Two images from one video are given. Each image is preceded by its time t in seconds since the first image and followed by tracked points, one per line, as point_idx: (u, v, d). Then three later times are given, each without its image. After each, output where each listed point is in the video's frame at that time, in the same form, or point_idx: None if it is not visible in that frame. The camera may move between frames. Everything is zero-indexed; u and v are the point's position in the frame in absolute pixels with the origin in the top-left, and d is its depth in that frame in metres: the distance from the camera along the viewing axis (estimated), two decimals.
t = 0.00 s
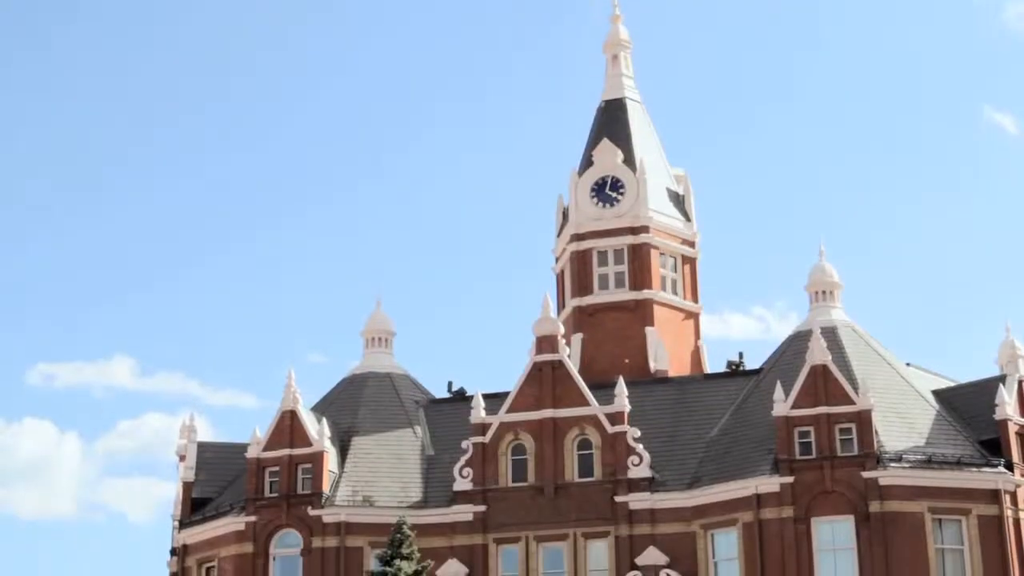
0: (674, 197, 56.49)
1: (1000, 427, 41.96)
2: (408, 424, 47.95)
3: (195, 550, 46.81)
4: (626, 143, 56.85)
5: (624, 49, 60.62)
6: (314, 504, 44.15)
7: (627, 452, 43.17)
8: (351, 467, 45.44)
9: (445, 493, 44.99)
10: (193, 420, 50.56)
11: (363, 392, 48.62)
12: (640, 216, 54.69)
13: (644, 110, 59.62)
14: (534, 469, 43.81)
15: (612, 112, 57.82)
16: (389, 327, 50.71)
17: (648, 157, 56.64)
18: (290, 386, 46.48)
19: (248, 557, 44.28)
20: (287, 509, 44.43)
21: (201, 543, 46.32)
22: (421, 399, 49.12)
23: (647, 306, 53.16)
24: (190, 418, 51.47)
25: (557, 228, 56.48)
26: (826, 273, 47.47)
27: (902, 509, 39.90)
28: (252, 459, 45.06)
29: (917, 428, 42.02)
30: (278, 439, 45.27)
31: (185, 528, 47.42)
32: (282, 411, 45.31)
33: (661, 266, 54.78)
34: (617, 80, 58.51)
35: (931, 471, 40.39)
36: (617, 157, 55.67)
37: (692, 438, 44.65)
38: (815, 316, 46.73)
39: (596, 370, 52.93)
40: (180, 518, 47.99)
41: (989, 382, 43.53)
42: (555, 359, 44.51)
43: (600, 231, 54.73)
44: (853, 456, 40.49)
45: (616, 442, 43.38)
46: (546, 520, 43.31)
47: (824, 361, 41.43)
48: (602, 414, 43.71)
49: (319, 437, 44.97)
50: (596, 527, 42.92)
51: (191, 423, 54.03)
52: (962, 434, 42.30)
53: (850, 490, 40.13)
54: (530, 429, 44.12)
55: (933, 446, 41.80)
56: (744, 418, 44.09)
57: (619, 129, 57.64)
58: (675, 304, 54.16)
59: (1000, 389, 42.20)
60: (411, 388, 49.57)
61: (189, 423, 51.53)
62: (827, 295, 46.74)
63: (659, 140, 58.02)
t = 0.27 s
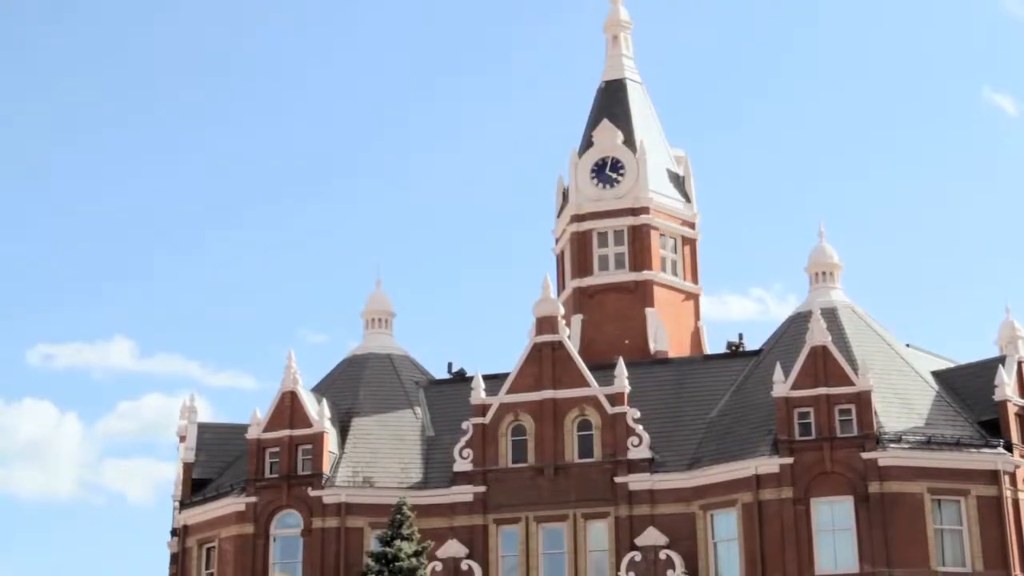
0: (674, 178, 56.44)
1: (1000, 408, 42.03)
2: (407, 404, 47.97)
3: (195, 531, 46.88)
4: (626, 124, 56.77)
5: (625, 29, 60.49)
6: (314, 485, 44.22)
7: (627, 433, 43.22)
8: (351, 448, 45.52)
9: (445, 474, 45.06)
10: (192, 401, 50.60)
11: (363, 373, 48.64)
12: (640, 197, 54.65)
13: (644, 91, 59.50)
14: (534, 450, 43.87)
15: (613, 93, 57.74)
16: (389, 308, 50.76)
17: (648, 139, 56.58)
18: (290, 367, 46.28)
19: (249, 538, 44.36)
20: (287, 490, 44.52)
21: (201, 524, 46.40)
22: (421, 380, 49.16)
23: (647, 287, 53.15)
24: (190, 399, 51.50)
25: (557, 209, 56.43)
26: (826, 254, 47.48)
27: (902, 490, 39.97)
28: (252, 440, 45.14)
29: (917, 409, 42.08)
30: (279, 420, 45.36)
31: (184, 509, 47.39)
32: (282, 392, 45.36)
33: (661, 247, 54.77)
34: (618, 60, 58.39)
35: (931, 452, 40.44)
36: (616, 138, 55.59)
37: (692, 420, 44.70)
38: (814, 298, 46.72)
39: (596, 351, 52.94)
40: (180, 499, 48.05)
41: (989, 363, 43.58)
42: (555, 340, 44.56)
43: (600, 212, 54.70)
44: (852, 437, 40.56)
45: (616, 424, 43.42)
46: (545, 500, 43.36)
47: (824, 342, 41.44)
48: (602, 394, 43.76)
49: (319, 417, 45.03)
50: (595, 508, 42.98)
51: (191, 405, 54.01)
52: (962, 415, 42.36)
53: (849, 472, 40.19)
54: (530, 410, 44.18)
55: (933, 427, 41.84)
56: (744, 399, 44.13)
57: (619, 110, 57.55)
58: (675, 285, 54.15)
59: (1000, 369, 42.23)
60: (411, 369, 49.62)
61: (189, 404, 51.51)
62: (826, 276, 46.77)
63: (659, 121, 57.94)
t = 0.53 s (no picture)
0: (674, 159, 56.40)
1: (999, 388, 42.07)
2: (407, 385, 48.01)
3: (195, 511, 46.96)
4: (626, 104, 56.69)
5: (625, 9, 60.34)
6: (315, 465, 44.29)
7: (627, 413, 43.26)
8: (351, 428, 45.58)
9: (445, 455, 45.14)
10: (193, 382, 50.66)
11: (363, 354, 48.68)
12: (640, 178, 54.59)
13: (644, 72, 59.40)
14: (534, 430, 43.92)
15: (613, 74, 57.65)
16: (389, 288, 50.76)
17: (648, 119, 56.50)
18: (290, 349, 46.20)
19: (249, 519, 44.44)
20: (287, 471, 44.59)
21: (202, 504, 46.48)
22: (421, 360, 49.21)
23: (647, 268, 53.13)
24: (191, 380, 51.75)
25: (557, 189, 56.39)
26: (826, 235, 47.45)
27: (901, 470, 40.04)
28: (252, 421, 45.19)
29: (917, 390, 42.12)
30: (279, 401, 45.40)
31: (185, 489, 47.48)
32: (283, 373, 45.38)
33: (661, 227, 54.76)
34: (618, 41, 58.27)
35: (931, 432, 40.48)
36: (616, 118, 55.51)
37: (692, 400, 44.75)
38: (814, 279, 46.73)
39: (596, 332, 52.96)
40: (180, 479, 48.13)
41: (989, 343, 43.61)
42: (555, 321, 44.56)
43: (600, 193, 54.66)
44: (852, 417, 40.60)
45: (615, 404, 43.46)
46: (545, 481, 43.42)
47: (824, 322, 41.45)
48: (602, 375, 43.79)
49: (319, 397, 45.07)
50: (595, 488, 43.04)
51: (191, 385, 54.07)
52: (962, 395, 42.40)
53: (848, 452, 40.24)
54: (530, 391, 44.22)
55: (933, 407, 41.88)
56: (744, 379, 44.17)
57: (619, 90, 57.46)
58: (675, 266, 54.15)
59: (1000, 350, 42.25)
60: (411, 349, 49.65)
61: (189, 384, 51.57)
62: (826, 257, 46.74)
63: (660, 101, 57.85)
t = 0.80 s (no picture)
0: (675, 138, 56.34)
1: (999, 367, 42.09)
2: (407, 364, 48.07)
3: (196, 490, 47.06)
4: (627, 83, 56.59)
5: None
6: (315, 444, 44.36)
7: (627, 393, 43.30)
8: (351, 407, 45.64)
9: (446, 434, 45.21)
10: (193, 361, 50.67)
11: (363, 333, 48.73)
12: (640, 157, 54.53)
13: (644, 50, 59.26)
14: (534, 409, 43.97)
15: (613, 52, 57.50)
16: (389, 268, 50.80)
17: (648, 98, 56.41)
18: (290, 328, 46.10)
19: (250, 497, 44.53)
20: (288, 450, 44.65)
21: (202, 484, 46.58)
22: (421, 339, 49.27)
23: (647, 247, 53.11)
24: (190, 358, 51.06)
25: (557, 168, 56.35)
26: (825, 214, 47.40)
27: (901, 449, 40.07)
28: (252, 400, 45.24)
29: (916, 369, 42.17)
30: (279, 380, 45.45)
31: (185, 468, 47.57)
32: (283, 352, 45.44)
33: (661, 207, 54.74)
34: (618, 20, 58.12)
35: (930, 411, 40.51)
36: (616, 97, 55.41)
37: (691, 379, 44.80)
38: (814, 258, 46.72)
39: (596, 311, 52.96)
40: (180, 458, 48.21)
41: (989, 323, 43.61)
42: (555, 301, 44.59)
43: (600, 172, 54.61)
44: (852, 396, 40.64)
45: (616, 384, 43.48)
46: (546, 460, 43.49)
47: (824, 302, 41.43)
48: (602, 353, 43.82)
49: (319, 376, 45.12)
50: (595, 467, 43.12)
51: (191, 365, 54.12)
52: (962, 374, 42.43)
53: (847, 431, 40.28)
54: (530, 370, 44.26)
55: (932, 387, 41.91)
56: (743, 358, 44.21)
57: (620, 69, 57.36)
58: (675, 246, 54.14)
59: (1000, 329, 42.26)
60: (411, 328, 49.70)
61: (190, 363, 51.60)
62: (827, 237, 46.92)
63: (660, 80, 57.76)
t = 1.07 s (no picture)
0: (675, 117, 56.26)
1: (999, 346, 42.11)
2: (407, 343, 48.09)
3: (196, 469, 47.15)
4: (627, 62, 56.48)
5: None
6: (316, 423, 44.41)
7: (627, 371, 43.34)
8: (352, 386, 45.69)
9: (446, 413, 45.28)
10: (193, 339, 50.70)
11: (363, 312, 48.74)
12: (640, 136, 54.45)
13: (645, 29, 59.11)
14: (534, 387, 44.01)
15: (613, 31, 57.35)
16: (389, 247, 50.82)
17: (648, 76, 56.30)
18: (290, 307, 46.04)
19: (251, 476, 44.61)
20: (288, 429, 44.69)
21: (203, 462, 46.67)
22: (422, 318, 49.29)
23: (647, 227, 53.08)
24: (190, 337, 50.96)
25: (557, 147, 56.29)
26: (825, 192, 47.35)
27: (901, 428, 40.10)
28: (252, 379, 45.29)
29: (916, 348, 42.19)
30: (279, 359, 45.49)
31: (185, 447, 47.64)
32: (283, 331, 45.50)
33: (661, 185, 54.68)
34: None
35: (930, 390, 40.54)
36: (616, 76, 55.30)
37: (692, 358, 44.84)
38: (814, 237, 46.69)
39: (596, 291, 52.94)
40: (181, 437, 48.29)
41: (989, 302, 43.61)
42: (556, 280, 44.60)
43: (600, 151, 54.54)
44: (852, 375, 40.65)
45: (615, 363, 43.49)
46: (546, 439, 43.54)
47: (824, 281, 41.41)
48: (602, 333, 43.83)
49: (319, 355, 45.14)
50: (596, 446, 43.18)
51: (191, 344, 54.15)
52: (961, 353, 42.47)
53: (847, 410, 40.31)
54: (530, 349, 44.30)
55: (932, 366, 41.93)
56: (743, 337, 44.24)
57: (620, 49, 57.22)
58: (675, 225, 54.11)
59: (1000, 308, 42.26)
60: (411, 307, 49.71)
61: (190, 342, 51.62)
62: (828, 216, 46.96)
63: (660, 59, 57.63)
